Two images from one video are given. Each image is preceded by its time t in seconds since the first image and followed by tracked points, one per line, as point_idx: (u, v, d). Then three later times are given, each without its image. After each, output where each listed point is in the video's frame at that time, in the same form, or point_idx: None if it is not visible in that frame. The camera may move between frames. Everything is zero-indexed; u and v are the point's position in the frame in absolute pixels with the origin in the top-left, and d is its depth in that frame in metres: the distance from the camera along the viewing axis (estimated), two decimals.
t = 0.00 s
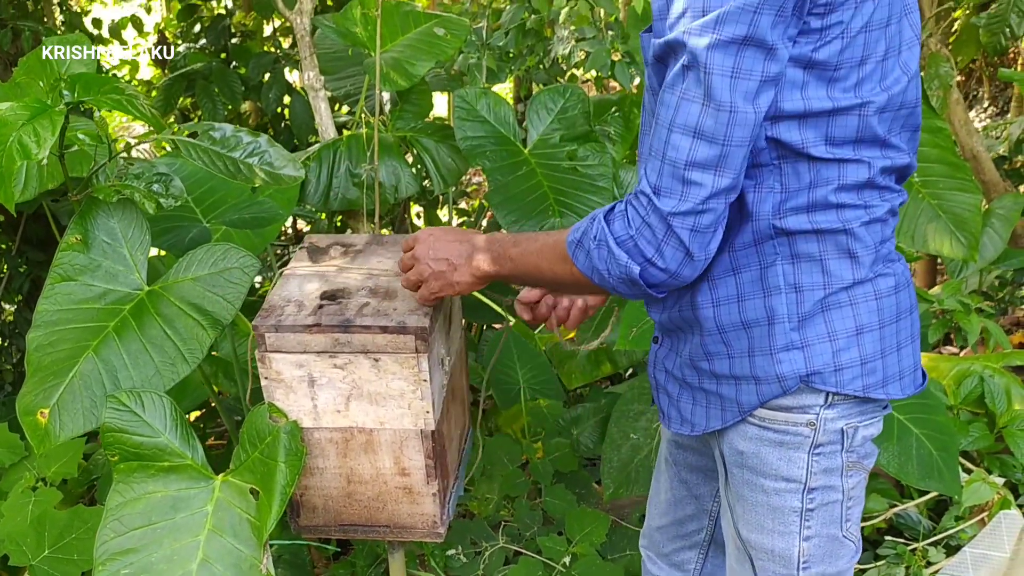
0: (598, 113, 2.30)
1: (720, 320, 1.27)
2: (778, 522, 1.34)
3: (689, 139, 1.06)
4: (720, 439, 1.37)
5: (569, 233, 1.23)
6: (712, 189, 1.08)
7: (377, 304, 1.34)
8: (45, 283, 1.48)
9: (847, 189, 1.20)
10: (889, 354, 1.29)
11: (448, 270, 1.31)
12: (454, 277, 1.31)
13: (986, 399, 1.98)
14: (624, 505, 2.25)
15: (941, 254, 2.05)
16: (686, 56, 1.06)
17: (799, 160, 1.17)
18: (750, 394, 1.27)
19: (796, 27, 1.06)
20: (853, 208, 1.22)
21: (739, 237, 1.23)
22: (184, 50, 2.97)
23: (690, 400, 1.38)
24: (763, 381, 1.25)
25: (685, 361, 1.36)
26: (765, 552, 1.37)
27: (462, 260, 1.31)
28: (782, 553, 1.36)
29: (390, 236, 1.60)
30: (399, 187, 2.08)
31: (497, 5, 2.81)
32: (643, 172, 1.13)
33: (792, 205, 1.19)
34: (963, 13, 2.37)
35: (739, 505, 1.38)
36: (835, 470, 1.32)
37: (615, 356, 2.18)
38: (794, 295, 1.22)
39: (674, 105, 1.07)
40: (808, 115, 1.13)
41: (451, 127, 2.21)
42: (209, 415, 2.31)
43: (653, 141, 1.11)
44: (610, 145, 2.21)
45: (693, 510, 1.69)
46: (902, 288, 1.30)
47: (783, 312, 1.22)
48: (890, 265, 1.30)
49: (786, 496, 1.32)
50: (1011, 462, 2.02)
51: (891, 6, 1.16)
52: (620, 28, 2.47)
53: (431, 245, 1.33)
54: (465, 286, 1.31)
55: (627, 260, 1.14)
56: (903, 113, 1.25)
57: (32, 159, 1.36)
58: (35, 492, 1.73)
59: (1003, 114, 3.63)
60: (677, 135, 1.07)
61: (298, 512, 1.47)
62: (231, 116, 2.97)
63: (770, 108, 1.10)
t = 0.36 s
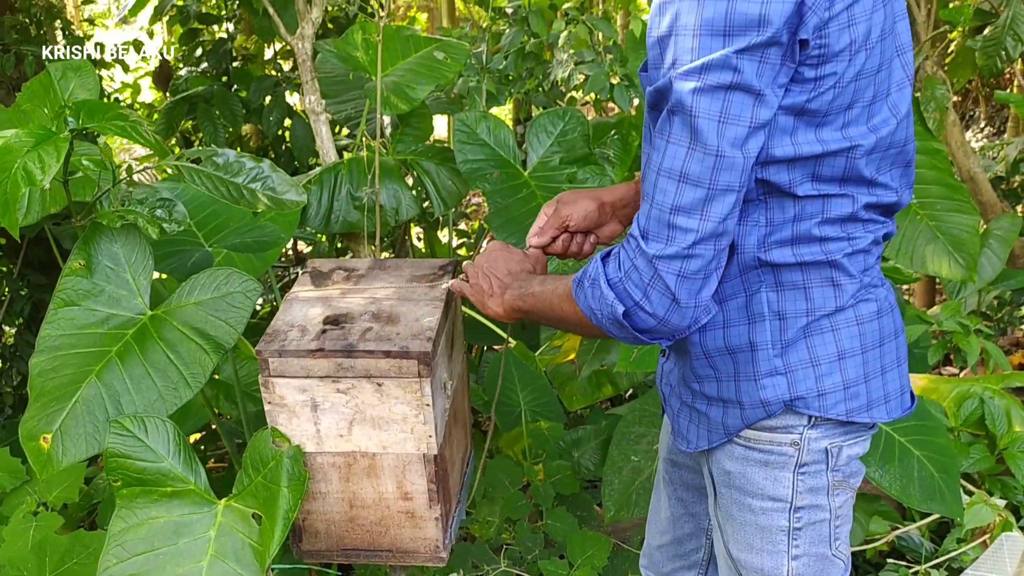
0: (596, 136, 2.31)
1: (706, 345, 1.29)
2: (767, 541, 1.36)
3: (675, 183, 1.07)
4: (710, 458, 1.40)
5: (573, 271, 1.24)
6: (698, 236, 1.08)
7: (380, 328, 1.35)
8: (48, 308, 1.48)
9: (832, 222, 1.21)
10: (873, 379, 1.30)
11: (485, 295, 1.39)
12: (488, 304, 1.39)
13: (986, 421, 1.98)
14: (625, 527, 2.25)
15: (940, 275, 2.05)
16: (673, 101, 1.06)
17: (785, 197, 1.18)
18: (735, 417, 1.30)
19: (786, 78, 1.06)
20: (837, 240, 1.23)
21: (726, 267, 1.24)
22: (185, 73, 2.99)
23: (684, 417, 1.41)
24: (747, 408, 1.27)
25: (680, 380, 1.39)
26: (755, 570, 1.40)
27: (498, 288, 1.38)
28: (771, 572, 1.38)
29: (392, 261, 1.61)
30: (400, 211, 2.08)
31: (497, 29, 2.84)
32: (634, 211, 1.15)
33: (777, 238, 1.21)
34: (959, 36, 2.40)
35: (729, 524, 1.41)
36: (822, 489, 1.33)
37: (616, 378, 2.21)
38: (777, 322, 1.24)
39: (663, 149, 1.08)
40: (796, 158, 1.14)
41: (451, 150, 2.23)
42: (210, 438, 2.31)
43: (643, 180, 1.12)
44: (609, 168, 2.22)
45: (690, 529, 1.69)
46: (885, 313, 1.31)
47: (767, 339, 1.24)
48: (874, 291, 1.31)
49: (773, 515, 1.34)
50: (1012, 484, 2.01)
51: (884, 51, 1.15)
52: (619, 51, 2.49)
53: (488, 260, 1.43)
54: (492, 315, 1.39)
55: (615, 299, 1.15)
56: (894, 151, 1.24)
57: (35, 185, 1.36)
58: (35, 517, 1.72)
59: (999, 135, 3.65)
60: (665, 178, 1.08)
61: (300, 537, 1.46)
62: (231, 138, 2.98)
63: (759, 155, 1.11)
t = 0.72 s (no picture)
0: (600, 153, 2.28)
1: (701, 357, 1.31)
2: (767, 547, 1.39)
3: (655, 207, 1.12)
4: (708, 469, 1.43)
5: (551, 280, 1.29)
6: (676, 253, 1.13)
7: (386, 347, 1.35)
8: (56, 327, 1.49)
9: (821, 237, 1.25)
10: (866, 386, 1.34)
11: (455, 300, 1.37)
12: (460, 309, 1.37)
13: (989, 440, 2.00)
14: (628, 547, 2.24)
15: (941, 295, 2.05)
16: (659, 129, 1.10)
17: (773, 215, 1.22)
18: (732, 429, 1.33)
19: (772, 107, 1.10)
20: (826, 255, 1.27)
21: (719, 283, 1.28)
22: (190, 94, 3.01)
23: (681, 430, 1.44)
24: (743, 420, 1.31)
25: (676, 393, 1.42)
26: None
27: (467, 294, 1.36)
28: None
29: (398, 280, 1.62)
30: (404, 230, 2.10)
31: (500, 50, 2.87)
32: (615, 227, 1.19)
33: (769, 254, 1.24)
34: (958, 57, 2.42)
35: (729, 532, 1.43)
36: (819, 493, 1.37)
37: (618, 398, 2.23)
38: (771, 335, 1.27)
39: (646, 172, 1.13)
40: (783, 180, 1.17)
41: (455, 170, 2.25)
42: (213, 456, 2.30)
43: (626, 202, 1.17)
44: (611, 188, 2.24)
45: (685, 540, 1.72)
46: (872, 321, 1.35)
47: (761, 353, 1.27)
48: (861, 300, 1.34)
49: (773, 521, 1.37)
50: (1017, 504, 2.01)
51: (864, 74, 1.18)
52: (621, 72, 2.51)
53: (449, 269, 1.39)
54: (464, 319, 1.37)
55: (595, 310, 1.20)
56: (873, 166, 1.28)
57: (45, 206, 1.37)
58: (41, 536, 1.72)
59: (999, 154, 3.68)
60: (645, 203, 1.13)
61: (305, 556, 1.46)
62: (235, 157, 3.00)
63: (744, 175, 1.14)
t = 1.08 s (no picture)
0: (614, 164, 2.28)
1: (690, 354, 1.35)
2: (760, 530, 1.41)
3: (625, 201, 1.19)
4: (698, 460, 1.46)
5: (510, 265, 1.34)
6: (640, 245, 1.20)
7: (403, 356, 1.36)
8: (74, 336, 1.50)
9: (802, 233, 1.30)
10: (847, 372, 1.38)
11: (401, 293, 1.42)
12: (405, 297, 1.42)
13: (1004, 451, 1.98)
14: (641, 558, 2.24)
15: (955, 306, 2.01)
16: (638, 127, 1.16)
17: (757, 213, 1.27)
18: (723, 421, 1.37)
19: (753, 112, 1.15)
20: (808, 250, 1.32)
21: (706, 280, 1.32)
22: (203, 105, 3.04)
23: (671, 424, 1.47)
24: (734, 411, 1.34)
25: (667, 388, 1.45)
26: (751, 561, 1.44)
27: (414, 285, 1.40)
28: (766, 559, 1.43)
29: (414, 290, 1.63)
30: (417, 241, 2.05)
31: (511, 61, 2.88)
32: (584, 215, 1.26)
33: (754, 251, 1.29)
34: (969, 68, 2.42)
35: (722, 519, 1.45)
36: (806, 475, 1.40)
37: (629, 408, 2.27)
38: (758, 329, 1.32)
39: (619, 168, 1.19)
40: (763, 179, 1.23)
41: (466, 180, 2.22)
42: (226, 466, 2.31)
43: (596, 193, 1.24)
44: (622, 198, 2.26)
45: (672, 533, 1.76)
46: (850, 311, 1.40)
47: (749, 346, 1.32)
48: (840, 292, 1.40)
49: (764, 504, 1.40)
50: None
51: (838, 79, 1.24)
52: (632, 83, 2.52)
53: (392, 263, 1.43)
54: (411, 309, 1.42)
55: (557, 294, 1.26)
56: (845, 166, 1.35)
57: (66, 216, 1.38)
58: (57, 544, 1.72)
59: (1010, 165, 3.67)
60: (616, 196, 1.19)
61: (322, 565, 1.47)
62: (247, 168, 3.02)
63: (725, 174, 1.20)
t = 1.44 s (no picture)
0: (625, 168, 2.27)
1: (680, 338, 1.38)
2: (690, 494, 1.42)
3: (614, 185, 1.19)
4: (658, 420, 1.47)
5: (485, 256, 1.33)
6: (627, 229, 1.21)
7: (397, 360, 1.34)
8: (90, 339, 1.51)
9: (792, 222, 1.34)
10: (822, 358, 1.41)
11: (365, 310, 1.39)
12: (370, 314, 1.39)
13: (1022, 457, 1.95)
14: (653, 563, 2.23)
15: (970, 310, 2.00)
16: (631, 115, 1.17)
17: (748, 202, 1.31)
18: (703, 394, 1.38)
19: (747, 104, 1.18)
20: (796, 237, 1.36)
21: (700, 267, 1.35)
22: (216, 109, 3.05)
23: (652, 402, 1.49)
24: (716, 386, 1.36)
25: (654, 367, 1.46)
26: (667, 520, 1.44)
27: (379, 301, 1.38)
28: (682, 524, 1.43)
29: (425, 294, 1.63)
30: (429, 244, 2.06)
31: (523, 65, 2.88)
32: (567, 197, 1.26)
33: (748, 239, 1.32)
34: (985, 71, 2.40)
35: (658, 475, 1.46)
36: (752, 458, 1.41)
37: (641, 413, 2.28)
38: (748, 309, 1.34)
39: (607, 153, 1.20)
40: (752, 168, 1.27)
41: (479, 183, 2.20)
42: (238, 469, 2.32)
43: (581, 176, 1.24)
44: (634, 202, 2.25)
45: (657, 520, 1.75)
46: (830, 301, 1.42)
47: (737, 327, 1.34)
48: (823, 281, 1.43)
49: (703, 472, 1.41)
50: None
51: (823, 73, 1.27)
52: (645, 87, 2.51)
53: (356, 281, 1.42)
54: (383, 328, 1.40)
55: (539, 278, 1.26)
56: (827, 157, 1.39)
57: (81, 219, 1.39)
58: (70, 547, 1.73)
59: None
60: (604, 179, 1.20)
61: (333, 568, 1.46)
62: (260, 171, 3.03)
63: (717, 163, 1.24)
